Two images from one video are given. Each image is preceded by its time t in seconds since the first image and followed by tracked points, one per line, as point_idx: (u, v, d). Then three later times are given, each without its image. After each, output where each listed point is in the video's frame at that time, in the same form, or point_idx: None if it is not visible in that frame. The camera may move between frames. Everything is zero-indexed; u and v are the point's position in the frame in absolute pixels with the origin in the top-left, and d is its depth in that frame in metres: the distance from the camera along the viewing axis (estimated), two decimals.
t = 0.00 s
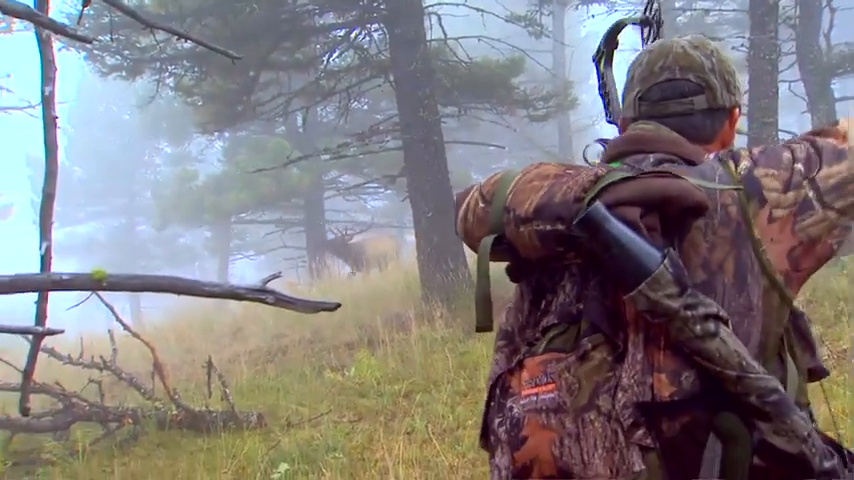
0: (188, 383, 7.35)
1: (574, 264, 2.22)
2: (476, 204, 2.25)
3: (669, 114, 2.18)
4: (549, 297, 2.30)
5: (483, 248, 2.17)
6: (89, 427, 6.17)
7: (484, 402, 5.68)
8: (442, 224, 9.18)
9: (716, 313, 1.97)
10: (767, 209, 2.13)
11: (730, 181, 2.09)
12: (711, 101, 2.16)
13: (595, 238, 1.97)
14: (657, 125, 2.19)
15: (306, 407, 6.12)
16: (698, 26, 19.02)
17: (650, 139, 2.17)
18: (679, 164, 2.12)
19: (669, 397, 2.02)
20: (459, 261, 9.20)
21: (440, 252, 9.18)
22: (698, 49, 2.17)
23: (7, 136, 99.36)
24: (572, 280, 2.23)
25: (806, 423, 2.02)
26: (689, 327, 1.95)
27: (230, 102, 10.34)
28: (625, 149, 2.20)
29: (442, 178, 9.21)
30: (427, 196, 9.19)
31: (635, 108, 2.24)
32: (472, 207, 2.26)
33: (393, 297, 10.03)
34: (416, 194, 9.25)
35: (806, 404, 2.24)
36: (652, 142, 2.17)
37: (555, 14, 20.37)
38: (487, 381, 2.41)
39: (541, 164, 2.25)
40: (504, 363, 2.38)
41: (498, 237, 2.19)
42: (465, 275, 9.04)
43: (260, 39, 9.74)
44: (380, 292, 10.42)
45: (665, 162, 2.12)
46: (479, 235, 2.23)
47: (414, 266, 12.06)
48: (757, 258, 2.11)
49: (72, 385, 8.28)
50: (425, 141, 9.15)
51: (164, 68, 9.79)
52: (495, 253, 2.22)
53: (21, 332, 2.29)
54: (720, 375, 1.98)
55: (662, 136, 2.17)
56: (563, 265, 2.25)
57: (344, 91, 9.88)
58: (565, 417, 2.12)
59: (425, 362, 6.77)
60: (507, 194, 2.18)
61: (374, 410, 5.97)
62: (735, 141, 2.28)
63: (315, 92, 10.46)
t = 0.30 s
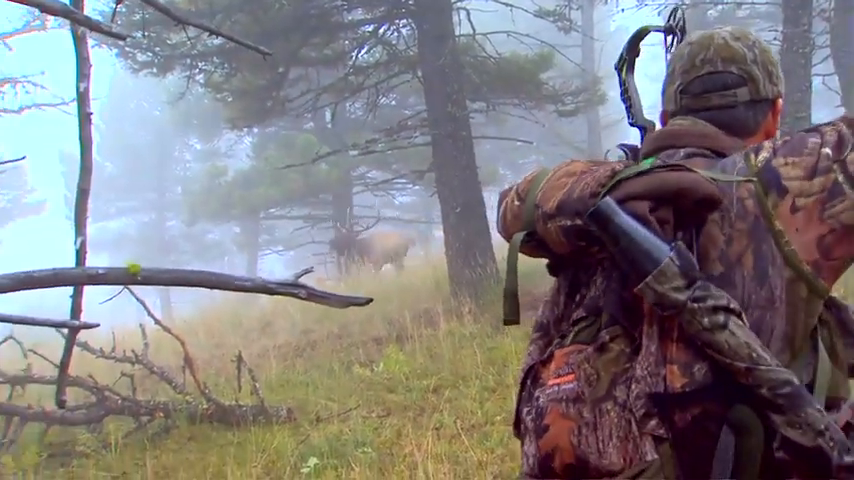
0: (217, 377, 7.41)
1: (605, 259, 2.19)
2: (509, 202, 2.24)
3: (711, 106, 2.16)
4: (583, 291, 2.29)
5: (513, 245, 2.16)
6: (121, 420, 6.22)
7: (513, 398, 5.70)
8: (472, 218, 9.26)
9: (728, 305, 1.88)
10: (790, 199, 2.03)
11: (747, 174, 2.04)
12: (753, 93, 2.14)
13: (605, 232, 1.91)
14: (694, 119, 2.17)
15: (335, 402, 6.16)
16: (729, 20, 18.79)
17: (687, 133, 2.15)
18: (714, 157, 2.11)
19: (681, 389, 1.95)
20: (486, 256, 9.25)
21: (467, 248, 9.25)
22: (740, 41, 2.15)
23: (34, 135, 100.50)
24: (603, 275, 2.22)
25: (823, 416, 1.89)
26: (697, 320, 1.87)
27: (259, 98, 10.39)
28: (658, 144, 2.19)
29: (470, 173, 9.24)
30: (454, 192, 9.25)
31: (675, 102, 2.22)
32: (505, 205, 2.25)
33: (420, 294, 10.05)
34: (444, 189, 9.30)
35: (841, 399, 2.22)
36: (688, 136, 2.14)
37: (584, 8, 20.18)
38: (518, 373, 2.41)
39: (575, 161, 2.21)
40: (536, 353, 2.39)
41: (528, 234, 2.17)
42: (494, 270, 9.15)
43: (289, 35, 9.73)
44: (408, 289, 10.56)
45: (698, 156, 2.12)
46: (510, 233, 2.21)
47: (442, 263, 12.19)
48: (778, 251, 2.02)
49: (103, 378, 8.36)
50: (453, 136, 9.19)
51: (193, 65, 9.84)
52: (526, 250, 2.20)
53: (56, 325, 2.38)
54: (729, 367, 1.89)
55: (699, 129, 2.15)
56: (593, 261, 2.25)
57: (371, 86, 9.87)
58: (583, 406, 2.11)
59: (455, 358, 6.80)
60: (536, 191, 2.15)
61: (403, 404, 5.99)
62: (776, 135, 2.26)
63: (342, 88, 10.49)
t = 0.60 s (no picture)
0: (247, 374, 7.47)
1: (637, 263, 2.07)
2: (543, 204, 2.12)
3: (752, 103, 2.08)
4: (616, 293, 2.20)
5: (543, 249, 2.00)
6: (152, 416, 6.33)
7: (541, 396, 5.69)
8: (499, 215, 9.29)
9: (740, 316, 1.75)
10: (812, 210, 1.89)
11: (770, 183, 1.90)
12: (796, 89, 2.05)
13: (622, 242, 1.81)
14: (731, 120, 2.10)
15: (363, 399, 6.20)
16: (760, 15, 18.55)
17: (721, 135, 2.08)
18: (749, 160, 2.03)
19: (695, 396, 1.81)
20: (514, 254, 9.24)
21: (495, 245, 9.24)
22: (783, 35, 2.07)
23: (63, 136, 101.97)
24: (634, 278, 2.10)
25: (839, 428, 1.74)
26: (706, 331, 1.75)
27: (289, 97, 10.45)
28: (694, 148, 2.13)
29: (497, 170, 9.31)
30: (482, 188, 9.31)
31: (716, 98, 2.14)
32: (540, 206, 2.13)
33: (446, 292, 10.06)
34: (472, 186, 9.33)
35: None
36: (724, 138, 2.07)
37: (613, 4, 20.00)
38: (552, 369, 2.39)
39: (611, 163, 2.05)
40: (568, 352, 2.35)
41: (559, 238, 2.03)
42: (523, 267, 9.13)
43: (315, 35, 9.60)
44: (437, 286, 10.58)
45: (731, 157, 2.05)
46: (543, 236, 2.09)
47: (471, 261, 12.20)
48: (800, 263, 1.90)
49: (136, 374, 8.47)
50: (481, 133, 9.24)
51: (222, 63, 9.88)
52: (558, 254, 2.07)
53: (89, 321, 2.42)
54: (741, 378, 1.75)
55: (737, 131, 2.07)
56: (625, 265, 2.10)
57: (399, 84, 9.89)
58: (603, 409, 2.10)
59: (483, 356, 6.80)
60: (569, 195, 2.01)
61: (431, 402, 6.01)
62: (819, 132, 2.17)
63: (370, 87, 10.54)
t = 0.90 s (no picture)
0: (274, 371, 7.53)
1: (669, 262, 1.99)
2: (576, 200, 2.05)
3: (792, 100, 2.05)
4: (648, 290, 2.15)
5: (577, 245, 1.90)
6: (179, 413, 6.38)
7: (566, 396, 5.69)
8: (524, 214, 9.26)
9: (767, 316, 1.69)
10: (841, 210, 1.84)
11: (801, 182, 1.88)
12: (838, 85, 2.02)
13: (650, 241, 1.78)
14: (769, 119, 2.08)
15: (388, 398, 6.22)
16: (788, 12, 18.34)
17: (758, 136, 2.08)
18: (785, 160, 2.02)
19: (721, 394, 1.77)
20: (539, 253, 9.22)
21: (519, 244, 9.23)
22: (825, 32, 2.04)
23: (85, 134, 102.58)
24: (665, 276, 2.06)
25: None
26: (732, 330, 1.70)
27: (314, 95, 10.49)
28: (733, 147, 2.12)
29: (521, 169, 9.29)
30: (506, 187, 9.28)
31: (755, 94, 2.11)
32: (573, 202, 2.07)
33: (470, 291, 10.07)
34: (497, 185, 9.32)
35: None
36: (764, 139, 2.06)
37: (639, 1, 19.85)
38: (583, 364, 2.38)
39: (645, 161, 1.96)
40: (599, 347, 2.31)
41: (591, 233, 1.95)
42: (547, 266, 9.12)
43: (341, 35, 9.65)
44: (461, 285, 10.63)
45: (765, 158, 2.04)
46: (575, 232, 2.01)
47: (494, 260, 12.23)
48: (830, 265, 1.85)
49: (162, 371, 8.54)
50: (506, 132, 9.25)
51: (249, 62, 9.91)
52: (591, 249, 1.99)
53: (118, 319, 2.47)
54: (766, 377, 1.69)
55: (777, 131, 2.05)
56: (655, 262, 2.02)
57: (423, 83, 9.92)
58: (630, 404, 2.09)
59: (509, 356, 6.79)
60: (601, 191, 1.94)
61: (456, 400, 6.01)
62: None
63: (395, 86, 10.56)
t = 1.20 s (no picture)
0: (297, 371, 7.56)
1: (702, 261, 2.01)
2: (609, 197, 2.06)
3: (829, 97, 2.05)
4: (680, 287, 2.16)
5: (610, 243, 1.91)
6: (202, 411, 6.50)
7: (589, 396, 5.69)
8: (547, 214, 9.21)
9: (804, 315, 1.70)
10: None
11: (837, 182, 1.86)
12: None
13: (685, 239, 1.79)
14: (804, 118, 2.07)
15: (409, 397, 6.22)
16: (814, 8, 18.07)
17: (793, 134, 2.06)
18: (820, 159, 2.01)
19: (756, 394, 1.80)
20: (562, 253, 9.18)
21: (541, 244, 9.18)
22: None
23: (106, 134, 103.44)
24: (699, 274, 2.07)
25: None
26: (770, 329, 1.71)
27: (337, 95, 10.51)
28: (766, 145, 2.10)
29: (543, 168, 9.25)
30: (528, 187, 9.25)
31: (788, 92, 2.11)
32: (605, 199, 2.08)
33: (492, 290, 10.07)
34: (518, 184, 9.29)
35: None
36: (798, 137, 2.04)
37: None
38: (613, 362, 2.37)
39: (679, 158, 1.95)
40: (630, 345, 2.33)
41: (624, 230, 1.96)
42: (569, 267, 9.09)
43: (363, 32, 9.69)
44: (483, 284, 10.64)
45: (800, 157, 2.02)
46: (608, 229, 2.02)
47: (515, 260, 12.23)
48: None
49: (187, 370, 8.61)
50: (527, 131, 9.24)
51: (271, 62, 9.94)
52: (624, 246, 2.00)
53: (142, 317, 2.50)
54: (803, 377, 1.71)
55: (811, 130, 2.05)
56: (687, 260, 2.04)
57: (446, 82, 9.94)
58: (663, 402, 2.06)
59: (533, 356, 6.77)
60: (635, 189, 1.94)
61: (478, 400, 6.01)
62: None
63: (416, 85, 10.55)
